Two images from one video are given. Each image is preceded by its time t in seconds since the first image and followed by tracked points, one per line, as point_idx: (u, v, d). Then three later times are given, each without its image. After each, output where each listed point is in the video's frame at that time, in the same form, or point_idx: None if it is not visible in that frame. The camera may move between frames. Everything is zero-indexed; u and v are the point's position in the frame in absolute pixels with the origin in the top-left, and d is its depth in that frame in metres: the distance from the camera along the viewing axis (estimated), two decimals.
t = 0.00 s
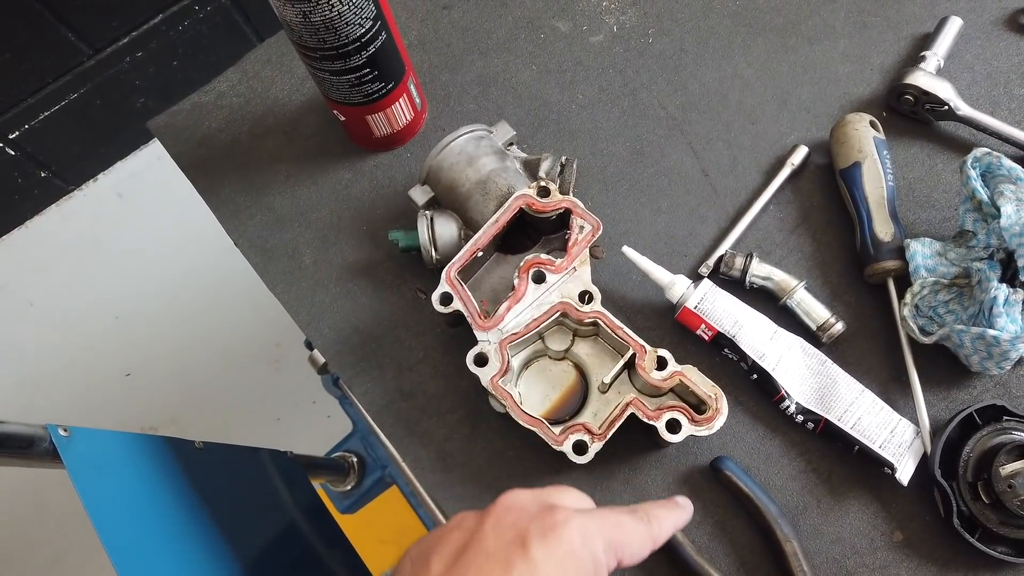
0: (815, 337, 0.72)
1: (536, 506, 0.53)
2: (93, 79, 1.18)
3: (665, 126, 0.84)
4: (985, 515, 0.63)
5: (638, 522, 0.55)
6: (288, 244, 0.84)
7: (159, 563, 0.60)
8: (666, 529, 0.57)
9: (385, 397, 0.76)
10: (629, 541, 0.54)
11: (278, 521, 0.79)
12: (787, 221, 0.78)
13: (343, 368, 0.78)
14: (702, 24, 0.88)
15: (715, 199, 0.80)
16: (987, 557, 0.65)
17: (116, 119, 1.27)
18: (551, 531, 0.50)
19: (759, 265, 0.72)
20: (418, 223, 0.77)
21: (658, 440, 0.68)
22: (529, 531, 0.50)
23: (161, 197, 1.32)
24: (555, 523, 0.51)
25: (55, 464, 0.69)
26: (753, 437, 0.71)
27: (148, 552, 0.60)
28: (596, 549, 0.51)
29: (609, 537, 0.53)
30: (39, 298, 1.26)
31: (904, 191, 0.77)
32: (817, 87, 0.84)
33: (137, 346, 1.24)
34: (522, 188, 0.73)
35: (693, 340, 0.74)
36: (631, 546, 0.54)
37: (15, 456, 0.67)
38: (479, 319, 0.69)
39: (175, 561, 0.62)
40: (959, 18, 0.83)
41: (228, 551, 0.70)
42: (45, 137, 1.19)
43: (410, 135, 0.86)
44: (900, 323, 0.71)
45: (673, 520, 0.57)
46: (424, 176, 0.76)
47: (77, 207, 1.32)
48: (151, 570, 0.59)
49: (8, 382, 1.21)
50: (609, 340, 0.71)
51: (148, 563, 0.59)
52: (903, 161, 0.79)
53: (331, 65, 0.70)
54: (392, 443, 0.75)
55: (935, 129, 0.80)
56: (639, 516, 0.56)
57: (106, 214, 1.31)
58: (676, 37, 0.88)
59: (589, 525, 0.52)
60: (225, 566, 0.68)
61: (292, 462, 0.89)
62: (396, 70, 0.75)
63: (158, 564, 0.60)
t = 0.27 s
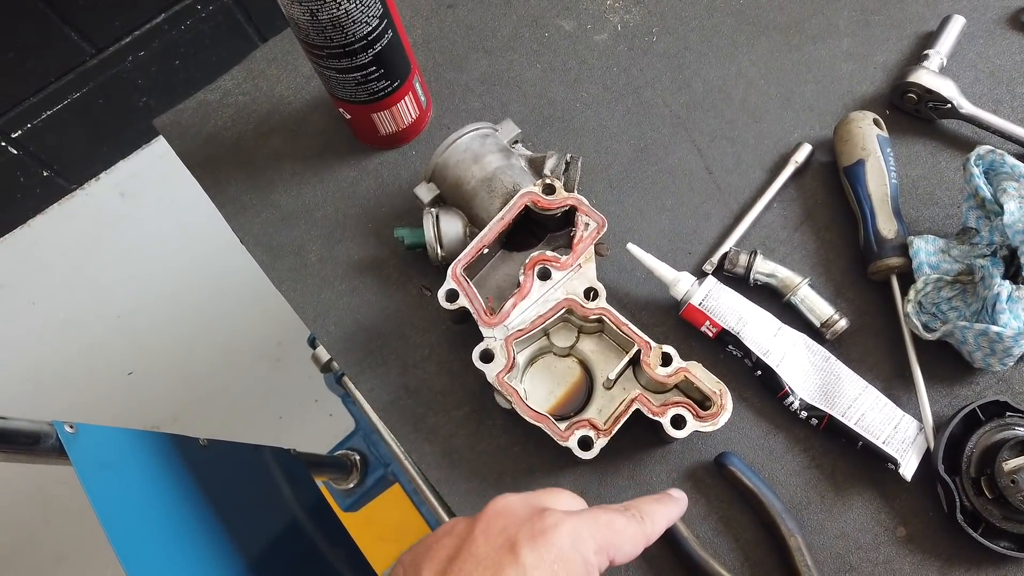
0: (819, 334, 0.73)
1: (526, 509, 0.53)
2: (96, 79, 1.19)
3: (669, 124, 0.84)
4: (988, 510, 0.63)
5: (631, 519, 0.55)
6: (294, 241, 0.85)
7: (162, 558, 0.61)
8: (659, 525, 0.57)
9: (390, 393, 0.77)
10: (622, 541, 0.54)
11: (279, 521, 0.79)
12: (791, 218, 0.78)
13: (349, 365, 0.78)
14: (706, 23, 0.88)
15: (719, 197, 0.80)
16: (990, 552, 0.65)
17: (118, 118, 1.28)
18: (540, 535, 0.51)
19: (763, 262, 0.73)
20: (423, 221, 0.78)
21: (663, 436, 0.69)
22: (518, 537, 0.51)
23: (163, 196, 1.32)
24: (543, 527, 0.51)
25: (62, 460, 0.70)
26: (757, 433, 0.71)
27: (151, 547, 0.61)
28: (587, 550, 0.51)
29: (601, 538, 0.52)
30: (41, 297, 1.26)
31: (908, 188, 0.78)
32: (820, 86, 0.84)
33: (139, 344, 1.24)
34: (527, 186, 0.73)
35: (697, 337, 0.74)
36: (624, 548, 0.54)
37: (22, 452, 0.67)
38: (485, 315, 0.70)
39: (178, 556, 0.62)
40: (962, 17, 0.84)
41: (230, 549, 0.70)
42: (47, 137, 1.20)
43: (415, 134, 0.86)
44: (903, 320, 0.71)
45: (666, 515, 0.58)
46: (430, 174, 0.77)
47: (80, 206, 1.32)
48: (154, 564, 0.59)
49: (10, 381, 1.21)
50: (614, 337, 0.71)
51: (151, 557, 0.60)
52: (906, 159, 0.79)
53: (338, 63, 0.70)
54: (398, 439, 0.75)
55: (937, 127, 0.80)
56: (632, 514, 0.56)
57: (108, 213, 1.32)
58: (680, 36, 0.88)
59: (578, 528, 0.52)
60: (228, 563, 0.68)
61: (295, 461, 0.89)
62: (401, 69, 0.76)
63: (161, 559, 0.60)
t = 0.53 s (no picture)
0: (821, 329, 0.73)
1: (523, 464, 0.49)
2: (98, 77, 1.19)
3: (671, 120, 0.84)
4: (990, 503, 0.64)
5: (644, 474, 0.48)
6: (298, 238, 0.85)
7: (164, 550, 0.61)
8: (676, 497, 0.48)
9: (395, 388, 0.77)
10: (643, 525, 0.46)
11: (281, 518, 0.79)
12: (793, 215, 0.79)
13: (353, 360, 0.79)
14: (708, 20, 0.89)
15: (722, 193, 0.81)
16: (992, 545, 0.66)
17: (120, 116, 1.28)
18: (558, 526, 0.43)
19: (766, 258, 0.73)
20: (427, 217, 0.78)
21: (666, 430, 0.69)
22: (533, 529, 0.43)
23: (165, 195, 1.33)
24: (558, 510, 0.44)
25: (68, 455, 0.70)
26: (760, 427, 0.72)
27: (154, 542, 0.61)
28: (608, 543, 0.44)
29: (622, 526, 0.45)
30: (43, 295, 1.26)
31: (910, 185, 0.78)
32: (822, 83, 0.84)
33: (140, 343, 1.24)
34: (531, 182, 0.74)
35: (700, 332, 0.75)
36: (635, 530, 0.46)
37: (27, 447, 0.67)
38: (489, 310, 0.70)
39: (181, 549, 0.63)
40: (964, 14, 0.84)
41: (233, 544, 0.70)
42: (49, 135, 1.20)
43: (419, 130, 0.86)
44: (905, 315, 0.71)
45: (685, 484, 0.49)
46: (434, 170, 0.77)
47: (82, 204, 1.32)
48: (157, 557, 0.60)
49: (13, 378, 1.22)
50: (618, 332, 0.72)
51: (153, 549, 0.60)
52: (908, 156, 0.79)
53: (343, 59, 0.71)
54: (402, 434, 0.76)
55: (939, 123, 0.81)
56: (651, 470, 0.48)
57: (110, 212, 1.32)
58: (682, 33, 0.88)
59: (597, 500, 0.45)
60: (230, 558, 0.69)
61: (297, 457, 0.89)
62: (405, 65, 0.76)
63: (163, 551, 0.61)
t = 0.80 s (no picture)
0: (829, 323, 0.73)
1: (660, 544, 0.59)
2: (100, 74, 1.18)
3: (678, 114, 0.84)
4: (1000, 497, 0.64)
5: (668, 507, 0.60)
6: (302, 232, 0.85)
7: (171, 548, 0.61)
8: (755, 537, 0.59)
9: (400, 383, 0.77)
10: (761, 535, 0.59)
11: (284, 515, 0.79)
12: (800, 208, 0.78)
13: (358, 354, 0.78)
14: (714, 13, 0.88)
15: (728, 187, 0.80)
16: (1002, 538, 0.65)
17: (121, 113, 1.28)
18: (729, 536, 0.59)
19: (773, 251, 0.73)
20: (432, 210, 0.78)
21: (674, 424, 0.69)
22: None
23: (167, 192, 1.32)
24: None
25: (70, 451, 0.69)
26: (768, 421, 0.71)
27: (156, 538, 0.61)
28: (772, 535, 0.59)
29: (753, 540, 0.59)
30: (44, 293, 1.26)
31: (917, 178, 0.78)
32: (829, 76, 0.84)
33: (141, 340, 1.24)
34: (538, 175, 0.73)
35: (707, 326, 0.74)
36: None
37: (29, 442, 0.67)
38: (495, 303, 0.70)
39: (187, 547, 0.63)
40: (971, 7, 0.84)
41: (234, 542, 0.70)
42: (50, 133, 1.20)
43: (423, 124, 0.86)
44: (914, 308, 0.71)
45: (765, 521, 0.59)
46: (440, 164, 0.77)
47: (83, 202, 1.32)
48: (162, 555, 0.59)
49: (14, 376, 1.21)
50: (625, 325, 0.71)
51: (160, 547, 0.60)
52: (916, 149, 0.79)
53: (348, 52, 0.70)
54: (407, 429, 0.75)
55: (947, 116, 0.80)
56: (761, 501, 0.60)
57: (111, 209, 1.31)
58: (688, 27, 0.88)
59: None
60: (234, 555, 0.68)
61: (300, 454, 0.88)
62: (411, 58, 0.75)
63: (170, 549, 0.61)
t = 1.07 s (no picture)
0: (836, 316, 0.73)
1: (560, 409, 0.66)
2: (102, 72, 1.18)
3: (683, 108, 0.84)
4: (1007, 489, 0.63)
5: (651, 379, 0.65)
6: (308, 226, 0.85)
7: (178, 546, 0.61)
8: (646, 392, 0.66)
9: (406, 376, 0.77)
10: (638, 384, 0.66)
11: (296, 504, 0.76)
12: (806, 202, 0.78)
13: (364, 348, 0.78)
14: (720, 8, 0.88)
15: (735, 180, 0.80)
16: (1008, 531, 0.65)
17: (124, 110, 1.27)
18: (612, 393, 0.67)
19: (779, 245, 0.73)
20: (439, 204, 0.78)
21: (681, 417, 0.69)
22: (573, 505, 0.66)
23: (169, 190, 1.32)
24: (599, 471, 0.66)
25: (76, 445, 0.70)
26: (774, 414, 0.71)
27: (165, 536, 0.61)
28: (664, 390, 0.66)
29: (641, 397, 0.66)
30: (47, 291, 1.26)
31: (924, 171, 0.78)
32: (835, 70, 0.84)
33: (143, 337, 1.23)
34: (544, 168, 0.73)
35: (714, 319, 0.74)
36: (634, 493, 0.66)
37: (36, 437, 0.67)
38: (502, 296, 0.70)
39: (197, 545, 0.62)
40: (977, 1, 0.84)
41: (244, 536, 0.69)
42: (52, 131, 1.19)
43: (429, 118, 0.86)
44: (921, 302, 0.71)
45: (649, 377, 0.65)
46: (446, 157, 0.77)
47: (85, 200, 1.32)
48: (172, 554, 0.59)
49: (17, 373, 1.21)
50: (631, 318, 0.71)
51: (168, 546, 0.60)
52: (922, 142, 0.79)
53: (355, 45, 0.70)
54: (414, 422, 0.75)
55: (952, 110, 0.80)
56: (648, 364, 0.66)
57: (113, 206, 1.31)
58: (694, 21, 0.88)
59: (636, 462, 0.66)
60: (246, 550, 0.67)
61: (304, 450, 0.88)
62: (417, 52, 0.75)
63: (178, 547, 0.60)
